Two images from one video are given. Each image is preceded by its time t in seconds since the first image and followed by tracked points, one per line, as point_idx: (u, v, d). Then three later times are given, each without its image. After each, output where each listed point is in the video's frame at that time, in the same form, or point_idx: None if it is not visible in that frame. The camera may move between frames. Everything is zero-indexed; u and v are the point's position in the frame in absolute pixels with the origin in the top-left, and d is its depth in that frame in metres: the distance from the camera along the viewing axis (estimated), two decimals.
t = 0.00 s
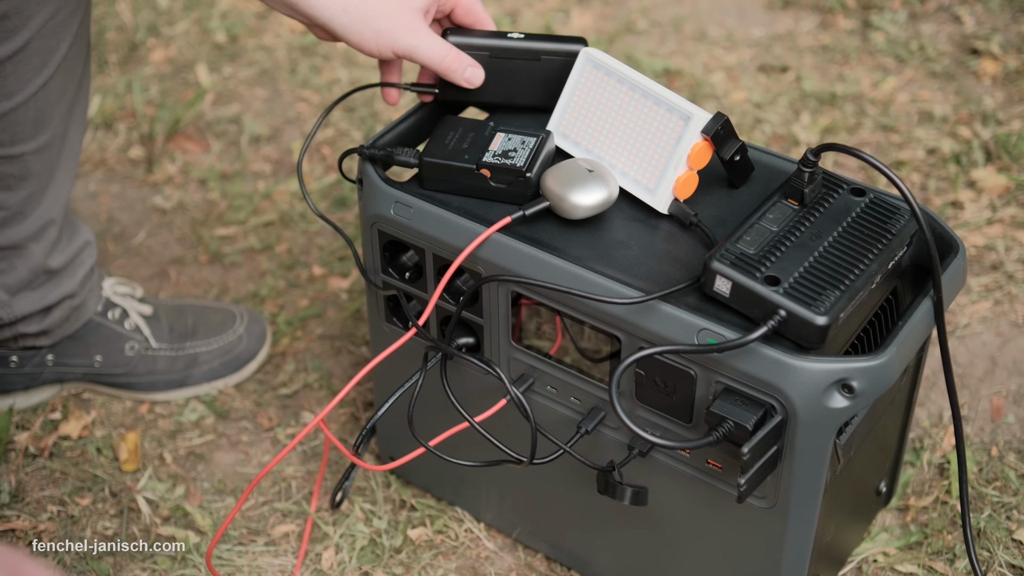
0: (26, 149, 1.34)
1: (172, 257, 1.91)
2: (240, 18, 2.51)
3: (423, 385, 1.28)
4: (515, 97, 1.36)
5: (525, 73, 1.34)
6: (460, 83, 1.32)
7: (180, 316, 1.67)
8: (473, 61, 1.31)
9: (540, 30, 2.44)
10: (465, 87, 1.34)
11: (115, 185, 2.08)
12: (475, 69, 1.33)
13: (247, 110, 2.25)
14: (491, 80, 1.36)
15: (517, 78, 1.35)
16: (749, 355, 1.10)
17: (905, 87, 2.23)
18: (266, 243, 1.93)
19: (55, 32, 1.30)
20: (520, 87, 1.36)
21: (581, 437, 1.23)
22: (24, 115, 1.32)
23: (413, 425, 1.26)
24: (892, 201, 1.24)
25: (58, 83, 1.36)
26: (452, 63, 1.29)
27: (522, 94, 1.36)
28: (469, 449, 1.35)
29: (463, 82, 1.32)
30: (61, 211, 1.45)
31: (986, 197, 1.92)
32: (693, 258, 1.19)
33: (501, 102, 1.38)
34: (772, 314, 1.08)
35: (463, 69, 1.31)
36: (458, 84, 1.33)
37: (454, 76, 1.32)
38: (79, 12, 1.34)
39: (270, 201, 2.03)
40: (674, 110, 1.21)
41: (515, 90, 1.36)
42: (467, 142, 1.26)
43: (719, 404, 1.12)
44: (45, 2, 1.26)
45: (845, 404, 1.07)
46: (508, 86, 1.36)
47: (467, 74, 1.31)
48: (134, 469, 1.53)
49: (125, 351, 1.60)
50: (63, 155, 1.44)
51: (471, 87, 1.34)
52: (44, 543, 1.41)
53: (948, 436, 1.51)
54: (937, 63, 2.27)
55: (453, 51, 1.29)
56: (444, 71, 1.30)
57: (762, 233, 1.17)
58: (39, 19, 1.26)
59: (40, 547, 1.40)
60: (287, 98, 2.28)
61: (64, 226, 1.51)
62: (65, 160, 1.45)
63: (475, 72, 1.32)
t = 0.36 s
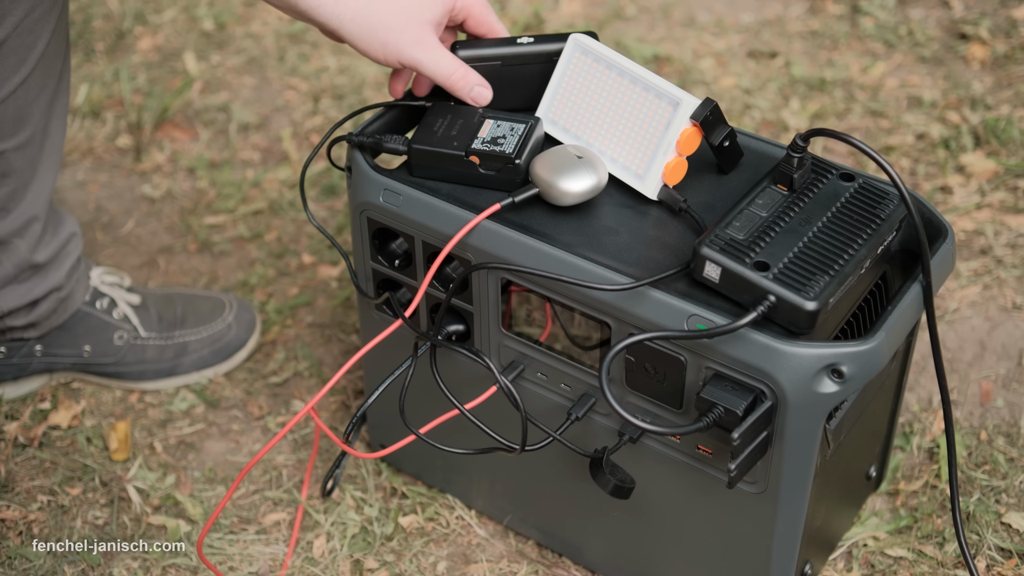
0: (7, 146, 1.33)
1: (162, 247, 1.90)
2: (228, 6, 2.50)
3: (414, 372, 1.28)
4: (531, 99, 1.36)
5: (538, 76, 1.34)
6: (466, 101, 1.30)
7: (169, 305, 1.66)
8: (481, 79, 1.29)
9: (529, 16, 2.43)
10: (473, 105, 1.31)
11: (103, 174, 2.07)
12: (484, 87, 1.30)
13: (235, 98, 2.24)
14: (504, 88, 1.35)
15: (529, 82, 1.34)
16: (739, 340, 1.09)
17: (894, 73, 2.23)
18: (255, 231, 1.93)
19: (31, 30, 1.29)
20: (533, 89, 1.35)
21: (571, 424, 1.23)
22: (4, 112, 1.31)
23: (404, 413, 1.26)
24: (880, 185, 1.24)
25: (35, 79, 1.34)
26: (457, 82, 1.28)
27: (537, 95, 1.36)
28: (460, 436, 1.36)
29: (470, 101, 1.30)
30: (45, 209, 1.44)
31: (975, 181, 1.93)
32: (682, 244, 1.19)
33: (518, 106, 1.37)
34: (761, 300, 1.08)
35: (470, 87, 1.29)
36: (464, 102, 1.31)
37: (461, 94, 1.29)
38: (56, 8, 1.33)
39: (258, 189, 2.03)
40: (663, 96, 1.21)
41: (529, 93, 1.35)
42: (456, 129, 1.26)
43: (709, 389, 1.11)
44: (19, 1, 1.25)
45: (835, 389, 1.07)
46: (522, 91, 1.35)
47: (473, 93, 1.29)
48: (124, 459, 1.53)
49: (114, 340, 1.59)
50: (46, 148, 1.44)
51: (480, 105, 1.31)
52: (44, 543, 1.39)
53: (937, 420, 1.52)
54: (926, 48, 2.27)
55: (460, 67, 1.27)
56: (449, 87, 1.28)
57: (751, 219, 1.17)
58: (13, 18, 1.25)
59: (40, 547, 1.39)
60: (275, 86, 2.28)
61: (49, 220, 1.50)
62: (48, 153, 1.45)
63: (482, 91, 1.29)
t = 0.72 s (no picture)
0: None
1: (152, 234, 1.90)
2: None
3: (405, 359, 1.28)
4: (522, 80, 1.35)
5: (530, 56, 1.34)
6: (462, 72, 1.27)
7: (159, 292, 1.66)
8: (475, 48, 1.26)
9: (519, 2, 2.43)
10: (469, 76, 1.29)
11: (92, 162, 2.07)
12: (478, 57, 1.28)
13: (225, 85, 2.24)
14: (495, 69, 1.34)
15: (521, 63, 1.34)
16: (730, 325, 1.09)
17: (884, 57, 2.23)
18: (245, 219, 1.92)
19: (13, 19, 1.28)
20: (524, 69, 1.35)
21: (562, 410, 1.23)
22: None
23: (395, 400, 1.26)
24: (870, 170, 1.24)
25: (19, 68, 1.34)
26: (452, 51, 1.25)
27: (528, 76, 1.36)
28: (452, 422, 1.36)
29: (466, 71, 1.27)
30: (31, 196, 1.44)
31: (965, 165, 1.94)
32: (672, 229, 1.19)
33: (509, 88, 1.36)
34: (752, 285, 1.08)
35: (465, 57, 1.26)
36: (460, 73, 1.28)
37: (456, 65, 1.27)
38: None
39: (249, 176, 2.03)
40: (653, 81, 1.21)
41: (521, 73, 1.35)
42: (445, 115, 1.26)
43: (700, 374, 1.11)
44: None
45: (826, 373, 1.07)
46: (513, 72, 1.35)
47: (468, 62, 1.26)
48: (115, 447, 1.52)
49: (104, 329, 1.59)
50: (30, 139, 1.43)
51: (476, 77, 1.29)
52: (44, 543, 1.38)
53: (928, 404, 1.53)
54: (916, 32, 2.28)
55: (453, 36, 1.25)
56: (443, 58, 1.25)
57: (741, 203, 1.16)
58: None
59: (40, 547, 1.37)
60: (265, 72, 2.27)
61: (36, 207, 1.50)
62: (32, 143, 1.44)
63: (477, 60, 1.27)
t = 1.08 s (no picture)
0: None
1: (143, 225, 1.89)
2: None
3: (397, 349, 1.28)
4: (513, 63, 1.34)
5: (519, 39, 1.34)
6: (454, 47, 1.31)
7: (151, 283, 1.66)
8: (468, 26, 1.31)
9: None
10: (458, 55, 1.33)
11: (83, 153, 2.06)
12: (470, 35, 1.33)
13: (215, 75, 2.23)
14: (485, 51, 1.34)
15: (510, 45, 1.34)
16: (722, 313, 1.09)
17: (876, 45, 2.23)
18: (237, 210, 1.92)
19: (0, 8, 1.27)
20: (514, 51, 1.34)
21: (555, 399, 1.23)
22: None
23: (388, 390, 1.25)
24: (862, 157, 1.24)
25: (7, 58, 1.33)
26: (448, 24, 1.30)
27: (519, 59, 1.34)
28: (445, 412, 1.35)
29: (457, 46, 1.31)
30: (21, 188, 1.43)
31: (957, 153, 1.94)
32: (664, 217, 1.19)
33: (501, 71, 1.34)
34: (744, 273, 1.08)
35: (458, 33, 1.31)
36: (451, 49, 1.32)
37: (449, 39, 1.31)
38: None
39: (240, 166, 2.02)
40: (645, 70, 1.21)
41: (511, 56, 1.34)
42: (437, 104, 1.26)
43: (692, 363, 1.11)
44: None
45: (818, 361, 1.07)
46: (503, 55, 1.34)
47: (461, 38, 1.31)
48: (107, 439, 1.52)
49: (95, 320, 1.59)
50: (19, 130, 1.42)
51: (466, 55, 1.33)
52: (44, 542, 1.37)
53: (920, 391, 1.53)
54: (908, 20, 2.27)
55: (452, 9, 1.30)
56: (439, 29, 1.30)
57: (733, 191, 1.16)
58: None
59: (40, 546, 1.36)
60: (255, 62, 2.27)
61: (26, 198, 1.49)
62: (21, 135, 1.43)
63: (469, 37, 1.31)
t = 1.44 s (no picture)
0: None
1: (137, 218, 1.89)
2: None
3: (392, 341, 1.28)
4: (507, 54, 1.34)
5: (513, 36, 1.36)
6: (451, 41, 1.34)
7: (145, 276, 1.66)
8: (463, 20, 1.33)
9: None
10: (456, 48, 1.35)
11: (75, 146, 2.05)
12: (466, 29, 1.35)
13: (208, 67, 2.23)
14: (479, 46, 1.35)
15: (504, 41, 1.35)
16: (716, 304, 1.08)
17: (870, 35, 2.23)
18: (230, 202, 1.92)
19: None
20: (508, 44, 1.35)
21: (550, 390, 1.23)
22: None
23: (383, 382, 1.25)
24: (855, 148, 1.24)
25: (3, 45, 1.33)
26: (443, 19, 1.32)
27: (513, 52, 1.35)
28: (440, 404, 1.36)
29: (455, 41, 1.33)
30: (14, 182, 1.42)
31: (950, 143, 1.94)
32: (658, 208, 1.18)
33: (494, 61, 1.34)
34: (738, 264, 1.08)
35: (454, 27, 1.33)
36: (448, 43, 1.34)
37: (446, 33, 1.33)
38: None
39: (233, 158, 2.02)
40: (638, 61, 1.21)
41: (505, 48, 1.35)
42: (430, 96, 1.25)
43: (686, 353, 1.10)
44: None
45: (812, 352, 1.07)
46: (497, 48, 1.35)
47: (458, 31, 1.33)
48: (102, 431, 1.52)
49: (89, 313, 1.59)
50: (13, 123, 1.42)
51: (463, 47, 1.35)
52: (43, 543, 1.36)
53: (914, 381, 1.54)
54: (902, 11, 2.27)
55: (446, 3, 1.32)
56: (435, 24, 1.32)
57: (727, 182, 1.16)
58: None
59: (40, 547, 1.35)
60: (249, 55, 2.26)
61: (20, 192, 1.49)
62: (16, 127, 1.43)
63: (465, 31, 1.34)
